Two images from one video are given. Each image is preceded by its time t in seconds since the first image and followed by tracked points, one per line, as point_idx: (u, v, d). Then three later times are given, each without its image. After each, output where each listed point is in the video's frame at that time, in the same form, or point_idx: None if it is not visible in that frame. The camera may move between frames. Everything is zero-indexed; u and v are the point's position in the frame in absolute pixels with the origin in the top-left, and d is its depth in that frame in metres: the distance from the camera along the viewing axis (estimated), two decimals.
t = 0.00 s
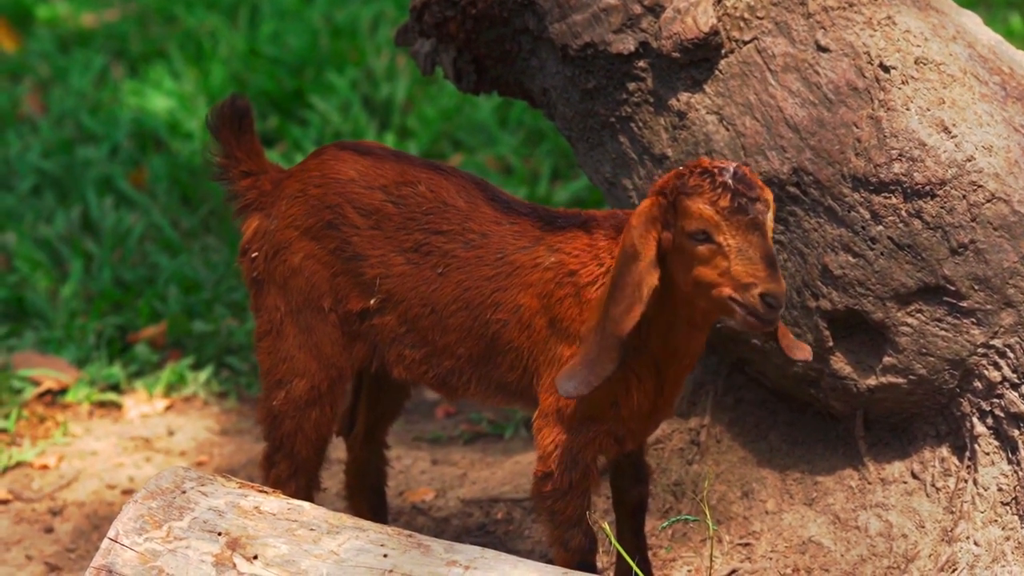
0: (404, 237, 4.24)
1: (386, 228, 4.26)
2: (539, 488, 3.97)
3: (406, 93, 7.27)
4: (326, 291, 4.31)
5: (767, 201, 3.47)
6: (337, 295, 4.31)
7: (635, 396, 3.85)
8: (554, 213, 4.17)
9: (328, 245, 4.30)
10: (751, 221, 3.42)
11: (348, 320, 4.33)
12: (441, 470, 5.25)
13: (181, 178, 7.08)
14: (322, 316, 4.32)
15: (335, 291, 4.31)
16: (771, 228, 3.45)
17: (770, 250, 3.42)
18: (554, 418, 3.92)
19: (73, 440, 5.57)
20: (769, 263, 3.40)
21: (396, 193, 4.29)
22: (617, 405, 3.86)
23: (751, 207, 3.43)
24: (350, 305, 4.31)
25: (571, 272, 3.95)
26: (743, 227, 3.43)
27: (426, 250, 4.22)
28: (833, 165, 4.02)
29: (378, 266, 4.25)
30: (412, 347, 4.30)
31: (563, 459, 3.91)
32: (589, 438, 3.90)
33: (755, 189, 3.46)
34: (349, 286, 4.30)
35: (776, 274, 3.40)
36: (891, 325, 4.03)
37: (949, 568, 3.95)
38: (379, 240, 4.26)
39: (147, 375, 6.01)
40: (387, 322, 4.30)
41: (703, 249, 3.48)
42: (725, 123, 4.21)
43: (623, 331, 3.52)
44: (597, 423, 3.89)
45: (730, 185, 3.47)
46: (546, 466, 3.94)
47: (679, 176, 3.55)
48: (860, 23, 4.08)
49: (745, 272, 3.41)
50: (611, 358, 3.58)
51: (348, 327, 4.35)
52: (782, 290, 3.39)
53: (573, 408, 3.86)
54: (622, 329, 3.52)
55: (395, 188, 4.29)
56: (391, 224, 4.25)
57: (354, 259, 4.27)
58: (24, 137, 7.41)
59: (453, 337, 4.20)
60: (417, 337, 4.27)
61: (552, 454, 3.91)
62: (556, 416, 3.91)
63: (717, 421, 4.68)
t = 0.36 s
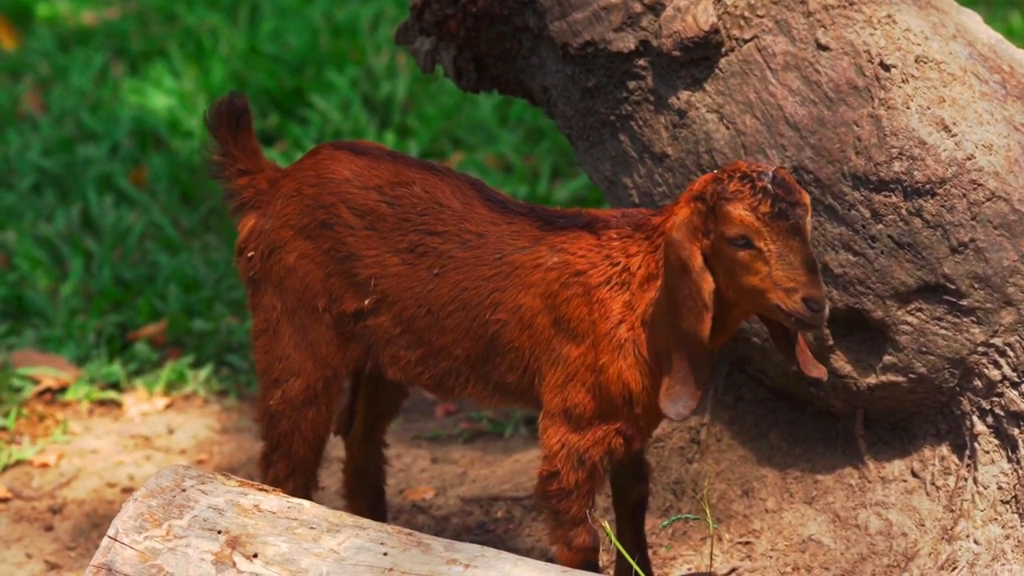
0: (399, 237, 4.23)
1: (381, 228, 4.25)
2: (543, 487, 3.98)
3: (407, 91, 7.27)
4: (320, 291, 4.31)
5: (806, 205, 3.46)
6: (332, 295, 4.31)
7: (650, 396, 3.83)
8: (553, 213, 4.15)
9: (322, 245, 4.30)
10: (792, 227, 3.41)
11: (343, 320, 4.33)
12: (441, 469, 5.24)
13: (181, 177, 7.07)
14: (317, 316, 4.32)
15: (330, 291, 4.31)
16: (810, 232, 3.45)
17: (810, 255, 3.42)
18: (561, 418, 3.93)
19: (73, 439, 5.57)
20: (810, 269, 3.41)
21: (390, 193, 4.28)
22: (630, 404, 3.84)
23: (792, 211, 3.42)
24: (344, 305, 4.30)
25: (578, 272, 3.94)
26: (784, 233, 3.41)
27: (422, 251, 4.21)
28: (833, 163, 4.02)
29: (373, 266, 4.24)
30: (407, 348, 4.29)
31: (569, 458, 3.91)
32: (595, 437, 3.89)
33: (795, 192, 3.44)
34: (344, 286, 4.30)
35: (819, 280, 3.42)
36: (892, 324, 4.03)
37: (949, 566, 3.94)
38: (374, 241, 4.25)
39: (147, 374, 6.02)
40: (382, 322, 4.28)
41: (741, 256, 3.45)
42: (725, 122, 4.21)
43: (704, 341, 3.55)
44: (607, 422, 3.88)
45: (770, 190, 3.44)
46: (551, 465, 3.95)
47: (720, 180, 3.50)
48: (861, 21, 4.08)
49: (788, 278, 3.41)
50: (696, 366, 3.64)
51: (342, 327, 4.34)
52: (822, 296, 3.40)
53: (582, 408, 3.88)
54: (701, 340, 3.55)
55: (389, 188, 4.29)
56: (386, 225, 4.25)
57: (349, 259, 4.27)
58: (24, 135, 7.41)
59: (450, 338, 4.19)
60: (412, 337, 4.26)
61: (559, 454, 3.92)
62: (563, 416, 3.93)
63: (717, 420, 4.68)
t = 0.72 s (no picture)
0: (396, 237, 4.22)
1: (377, 228, 4.24)
2: (543, 484, 3.97)
3: (401, 88, 7.27)
4: (316, 291, 4.30)
5: (789, 198, 3.37)
6: (328, 295, 4.30)
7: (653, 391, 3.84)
8: (552, 210, 4.15)
9: (318, 245, 4.29)
10: (761, 220, 3.35)
11: (339, 320, 4.32)
12: (435, 467, 5.24)
13: (175, 174, 7.07)
14: (312, 316, 4.32)
15: (326, 291, 4.30)
16: (789, 226, 3.36)
17: (780, 250, 3.33)
18: (562, 414, 3.93)
19: (67, 437, 5.57)
20: (777, 263, 3.33)
21: (386, 193, 4.27)
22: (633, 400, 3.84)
23: (766, 205, 3.36)
24: (341, 305, 4.29)
25: (580, 268, 3.93)
26: (754, 225, 3.36)
27: (419, 250, 4.20)
28: (828, 161, 4.02)
29: (370, 266, 4.24)
30: (405, 348, 4.29)
31: (569, 455, 3.91)
32: (598, 434, 3.89)
33: (775, 186, 3.37)
34: (340, 286, 4.29)
35: (784, 274, 3.32)
36: (886, 322, 4.04)
37: (943, 564, 3.91)
38: (371, 241, 4.25)
39: (141, 372, 6.02)
40: (380, 322, 4.28)
41: (717, 245, 3.44)
42: (720, 120, 4.21)
43: (693, 326, 3.53)
44: (608, 418, 3.88)
45: (749, 184, 3.40)
46: (551, 463, 3.94)
47: (706, 171, 3.50)
48: (855, 19, 4.08)
49: (754, 270, 3.36)
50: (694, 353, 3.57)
51: (338, 327, 4.34)
52: (788, 290, 3.30)
53: (584, 404, 3.87)
54: (690, 326, 3.53)
55: (385, 188, 4.28)
56: (383, 225, 4.24)
57: (346, 260, 4.26)
58: (18, 133, 7.40)
59: (450, 336, 4.18)
60: (410, 337, 4.25)
61: (559, 450, 3.92)
62: (564, 412, 3.92)
63: (711, 417, 4.67)
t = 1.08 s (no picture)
0: (397, 236, 4.21)
1: (378, 228, 4.23)
2: (540, 481, 3.97)
3: (395, 86, 7.27)
4: (316, 291, 4.29)
5: (757, 204, 3.34)
6: (328, 295, 4.28)
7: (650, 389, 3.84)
8: (552, 206, 4.14)
9: (318, 244, 4.28)
10: (725, 226, 3.34)
11: (339, 320, 4.30)
12: (428, 465, 5.24)
13: (169, 172, 7.07)
14: (312, 316, 4.31)
15: (326, 291, 4.29)
16: (755, 230, 3.34)
17: (743, 256, 3.32)
18: (560, 411, 3.92)
19: (60, 435, 5.57)
20: (740, 270, 3.32)
21: (387, 192, 4.25)
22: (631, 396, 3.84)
23: (732, 211, 3.34)
24: (341, 304, 4.28)
25: (580, 264, 3.93)
26: (719, 231, 3.35)
27: (421, 249, 4.19)
28: (821, 160, 4.02)
29: (371, 265, 4.22)
30: (407, 347, 4.27)
31: (566, 452, 3.91)
32: (597, 431, 3.89)
33: (743, 192, 3.33)
34: (340, 286, 4.28)
35: (745, 281, 3.31)
36: (879, 320, 4.04)
37: (937, 562, 3.91)
38: (372, 240, 4.23)
39: (134, 369, 6.02)
40: (381, 321, 4.26)
41: (687, 247, 3.45)
42: (713, 118, 4.21)
43: (660, 326, 3.54)
44: (607, 414, 3.88)
45: (716, 188, 3.37)
46: (548, 460, 3.94)
47: (682, 171, 3.48)
48: (849, 17, 4.08)
49: (718, 275, 3.37)
50: (661, 354, 3.59)
51: (338, 327, 4.32)
52: (749, 296, 3.30)
53: (582, 400, 3.88)
54: (659, 325, 3.55)
55: (385, 187, 4.26)
56: (383, 224, 4.23)
57: (346, 259, 4.25)
58: (12, 131, 7.40)
59: (451, 334, 4.17)
60: (412, 336, 4.24)
61: (556, 447, 3.91)
62: (562, 409, 3.92)
63: (705, 416, 4.67)
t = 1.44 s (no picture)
0: (398, 232, 4.21)
1: (380, 224, 4.23)
2: (534, 479, 3.96)
3: (390, 83, 7.26)
4: (317, 286, 4.29)
5: (738, 213, 3.35)
6: (330, 291, 4.28)
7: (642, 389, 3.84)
8: (552, 203, 4.14)
9: (321, 241, 4.28)
10: (706, 236, 3.33)
11: (340, 316, 4.30)
12: (424, 462, 5.24)
13: (164, 169, 7.07)
14: (314, 312, 4.30)
15: (328, 287, 4.29)
16: (735, 241, 3.34)
17: (723, 265, 3.32)
18: (554, 409, 3.91)
19: (55, 432, 5.56)
20: (718, 280, 3.32)
21: (388, 188, 4.25)
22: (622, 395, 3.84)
23: (712, 220, 3.33)
24: (342, 301, 4.28)
25: (574, 262, 3.92)
26: (700, 240, 3.34)
27: (421, 245, 4.19)
28: (817, 157, 4.02)
29: (373, 261, 4.22)
30: (407, 344, 4.27)
31: (560, 449, 3.90)
32: (591, 429, 3.88)
33: (725, 201, 3.34)
34: (341, 282, 4.28)
35: (724, 291, 3.31)
36: (875, 318, 4.03)
37: (932, 560, 3.90)
38: (373, 236, 4.23)
39: (130, 367, 6.02)
40: (381, 317, 4.26)
41: (668, 256, 3.44)
42: (709, 115, 4.21)
43: (658, 333, 3.54)
44: (601, 412, 3.88)
45: (697, 196, 3.36)
46: (542, 457, 3.93)
47: (670, 179, 3.46)
48: (845, 15, 4.07)
49: (698, 285, 3.36)
50: (661, 362, 3.60)
51: (339, 323, 4.32)
52: (727, 307, 3.31)
53: (575, 398, 3.87)
54: (655, 330, 3.54)
55: (387, 183, 4.26)
56: (385, 220, 4.23)
57: (348, 255, 4.25)
58: (7, 128, 7.40)
59: (451, 331, 4.17)
60: (413, 332, 4.24)
61: (550, 445, 3.90)
62: (556, 407, 3.91)
63: (701, 413, 4.67)
